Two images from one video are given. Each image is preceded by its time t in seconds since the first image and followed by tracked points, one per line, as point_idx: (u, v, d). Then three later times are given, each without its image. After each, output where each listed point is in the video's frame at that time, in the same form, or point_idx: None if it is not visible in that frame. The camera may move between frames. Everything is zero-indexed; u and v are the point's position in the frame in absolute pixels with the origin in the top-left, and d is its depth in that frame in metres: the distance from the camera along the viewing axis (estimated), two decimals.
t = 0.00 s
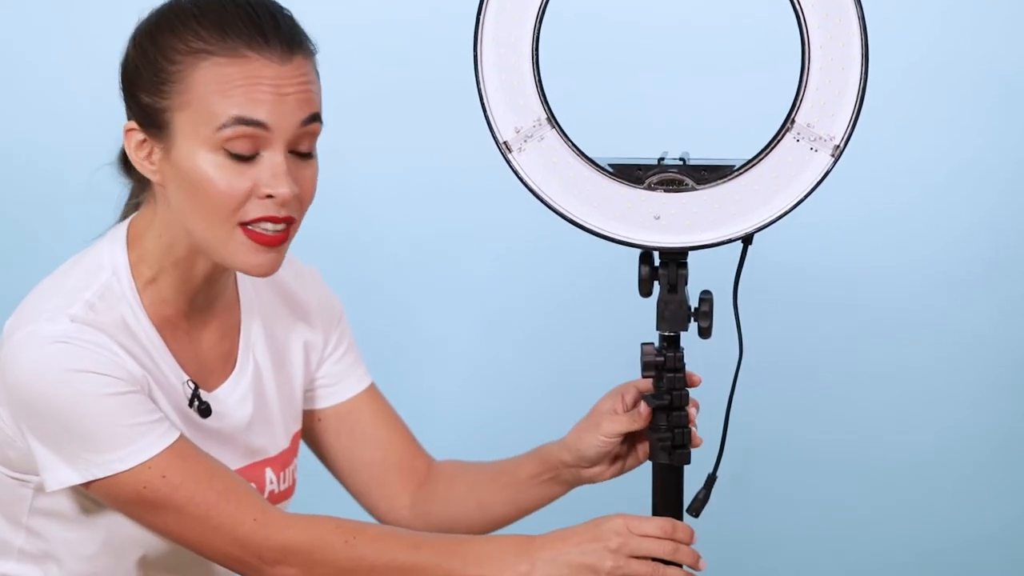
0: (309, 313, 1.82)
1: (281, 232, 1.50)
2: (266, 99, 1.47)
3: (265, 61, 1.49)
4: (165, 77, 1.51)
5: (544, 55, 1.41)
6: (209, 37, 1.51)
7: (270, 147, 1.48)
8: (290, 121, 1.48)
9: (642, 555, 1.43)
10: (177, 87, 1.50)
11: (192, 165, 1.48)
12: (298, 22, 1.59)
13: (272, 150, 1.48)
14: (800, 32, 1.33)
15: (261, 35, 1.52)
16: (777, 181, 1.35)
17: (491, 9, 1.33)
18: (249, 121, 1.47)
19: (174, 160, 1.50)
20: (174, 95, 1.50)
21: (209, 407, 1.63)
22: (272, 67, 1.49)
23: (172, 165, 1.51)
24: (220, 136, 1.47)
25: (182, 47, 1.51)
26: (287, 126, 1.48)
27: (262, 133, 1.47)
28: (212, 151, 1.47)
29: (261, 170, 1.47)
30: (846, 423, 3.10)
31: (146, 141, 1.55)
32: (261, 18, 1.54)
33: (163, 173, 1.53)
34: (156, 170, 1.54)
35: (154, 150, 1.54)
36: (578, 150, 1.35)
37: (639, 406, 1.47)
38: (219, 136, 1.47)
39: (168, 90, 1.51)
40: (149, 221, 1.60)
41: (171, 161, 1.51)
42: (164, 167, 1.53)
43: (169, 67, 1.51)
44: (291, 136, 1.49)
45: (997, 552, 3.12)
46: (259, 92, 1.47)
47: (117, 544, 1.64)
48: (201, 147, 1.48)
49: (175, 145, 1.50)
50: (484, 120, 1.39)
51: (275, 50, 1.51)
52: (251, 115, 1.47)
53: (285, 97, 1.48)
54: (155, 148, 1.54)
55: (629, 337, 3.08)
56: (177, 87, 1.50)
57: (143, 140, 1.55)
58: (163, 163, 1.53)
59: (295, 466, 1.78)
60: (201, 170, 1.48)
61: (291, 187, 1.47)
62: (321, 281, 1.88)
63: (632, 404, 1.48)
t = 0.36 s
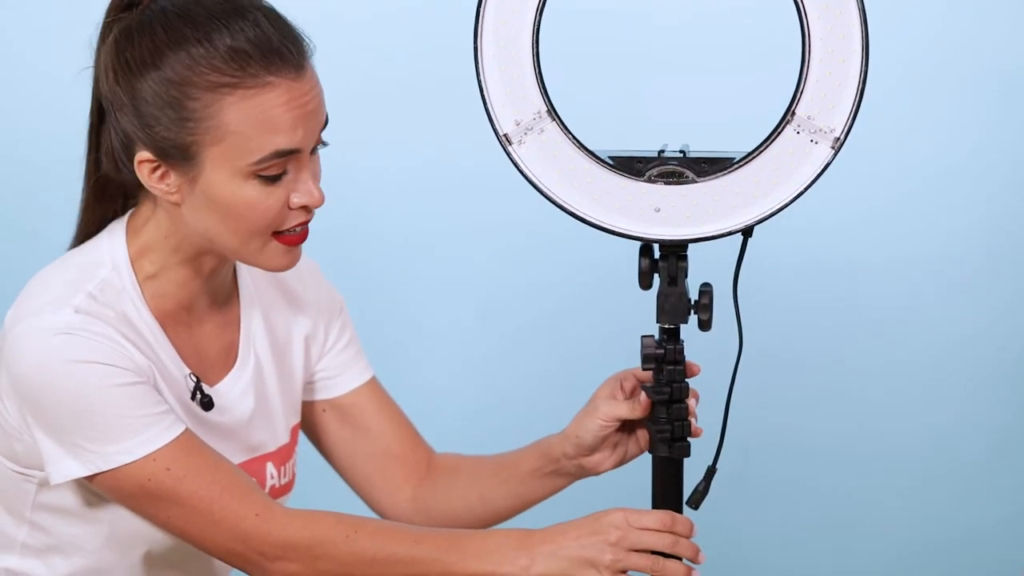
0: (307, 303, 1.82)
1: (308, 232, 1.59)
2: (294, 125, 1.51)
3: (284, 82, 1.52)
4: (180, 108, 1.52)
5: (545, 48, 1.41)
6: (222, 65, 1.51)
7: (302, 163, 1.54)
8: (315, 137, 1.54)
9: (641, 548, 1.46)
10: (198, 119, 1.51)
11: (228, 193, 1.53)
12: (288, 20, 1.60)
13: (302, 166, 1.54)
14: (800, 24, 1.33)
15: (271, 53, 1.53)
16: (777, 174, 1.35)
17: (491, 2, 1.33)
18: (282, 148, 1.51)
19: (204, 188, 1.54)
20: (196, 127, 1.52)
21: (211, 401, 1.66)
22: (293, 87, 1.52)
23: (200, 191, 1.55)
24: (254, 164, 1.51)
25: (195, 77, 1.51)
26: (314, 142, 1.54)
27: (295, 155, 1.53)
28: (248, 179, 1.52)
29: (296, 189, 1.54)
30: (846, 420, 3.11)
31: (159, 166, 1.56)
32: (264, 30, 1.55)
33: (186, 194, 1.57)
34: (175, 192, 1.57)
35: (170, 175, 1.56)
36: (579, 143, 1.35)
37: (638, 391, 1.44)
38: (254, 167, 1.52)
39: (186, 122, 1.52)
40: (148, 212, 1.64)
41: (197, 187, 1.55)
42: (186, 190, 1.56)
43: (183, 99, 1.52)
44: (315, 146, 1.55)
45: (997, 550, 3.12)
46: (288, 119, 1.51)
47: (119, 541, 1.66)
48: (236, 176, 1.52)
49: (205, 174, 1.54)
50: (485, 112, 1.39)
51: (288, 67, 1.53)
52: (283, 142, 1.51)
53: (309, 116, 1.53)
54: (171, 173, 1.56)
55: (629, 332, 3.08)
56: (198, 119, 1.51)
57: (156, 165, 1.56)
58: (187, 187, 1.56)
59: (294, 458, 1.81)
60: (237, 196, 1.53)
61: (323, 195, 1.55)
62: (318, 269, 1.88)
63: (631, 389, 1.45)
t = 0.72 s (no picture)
0: (307, 305, 1.95)
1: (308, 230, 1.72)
2: (284, 130, 1.64)
3: (269, 86, 1.64)
4: (172, 121, 1.65)
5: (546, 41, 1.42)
6: (208, 74, 1.64)
7: (295, 165, 1.67)
8: (306, 140, 1.66)
9: (641, 550, 1.47)
10: (190, 131, 1.65)
11: (225, 200, 1.66)
12: (271, 25, 1.72)
13: (295, 168, 1.67)
14: (802, 14, 1.34)
15: (255, 60, 1.65)
16: (780, 164, 1.35)
17: None
18: (273, 154, 1.64)
19: (202, 197, 1.67)
20: (189, 139, 1.65)
21: (213, 404, 1.77)
22: (280, 92, 1.65)
23: (198, 200, 1.68)
24: (248, 171, 1.64)
25: (184, 89, 1.64)
26: (305, 145, 1.66)
27: (288, 160, 1.65)
28: (243, 186, 1.65)
29: (291, 192, 1.67)
30: (833, 410, 3.25)
31: (155, 177, 1.69)
32: (246, 36, 1.68)
33: (183, 203, 1.70)
34: (172, 201, 1.70)
35: (166, 185, 1.69)
36: (580, 133, 1.36)
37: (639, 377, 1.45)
38: (248, 174, 1.64)
39: (178, 134, 1.65)
40: (147, 217, 1.77)
41: (195, 196, 1.68)
42: (184, 199, 1.69)
43: (174, 112, 1.65)
44: (307, 149, 1.67)
45: (977, 527, 3.29)
46: (277, 124, 1.63)
47: (117, 541, 1.78)
48: (231, 184, 1.65)
49: (202, 184, 1.67)
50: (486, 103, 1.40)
51: (272, 72, 1.65)
52: (274, 147, 1.64)
53: (299, 120, 1.65)
54: (167, 183, 1.69)
55: (629, 331, 3.18)
56: (190, 131, 1.65)
57: (152, 176, 1.70)
58: (184, 196, 1.69)
59: (297, 458, 1.94)
60: (235, 202, 1.66)
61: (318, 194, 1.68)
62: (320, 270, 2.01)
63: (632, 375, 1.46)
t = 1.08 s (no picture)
0: (304, 291, 1.98)
1: (297, 213, 1.76)
2: (264, 114, 1.67)
3: (244, 71, 1.67)
4: (152, 114, 1.68)
5: None
6: (183, 64, 1.67)
7: (278, 147, 1.70)
8: (287, 121, 1.70)
9: (643, 555, 1.49)
10: (170, 123, 1.68)
11: (212, 188, 1.70)
12: (240, 7, 1.74)
13: (278, 152, 1.70)
14: None
15: (228, 46, 1.68)
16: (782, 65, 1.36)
17: None
18: (255, 139, 1.67)
19: (188, 188, 1.71)
20: (171, 131, 1.68)
21: (214, 399, 1.79)
22: (256, 76, 1.67)
23: (184, 192, 1.71)
24: (232, 159, 1.68)
25: (161, 82, 1.67)
26: (286, 128, 1.70)
27: (271, 144, 1.69)
28: (228, 173, 1.69)
29: (277, 174, 1.71)
30: (830, 411, 3.24)
31: (139, 171, 1.73)
32: (218, 23, 1.70)
33: (170, 196, 1.73)
34: (159, 194, 1.74)
35: (151, 179, 1.73)
36: (582, 34, 1.36)
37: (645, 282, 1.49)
38: (233, 161, 1.68)
39: (159, 127, 1.68)
40: (135, 215, 1.80)
41: (181, 188, 1.72)
42: (169, 192, 1.73)
43: (153, 106, 1.68)
44: (288, 131, 1.70)
45: (974, 534, 3.26)
46: (256, 109, 1.66)
47: (125, 540, 1.81)
48: (216, 172, 1.69)
49: (188, 175, 1.70)
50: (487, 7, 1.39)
51: (246, 57, 1.68)
52: (255, 133, 1.67)
53: (278, 103, 1.68)
54: (152, 177, 1.73)
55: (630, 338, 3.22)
56: (171, 123, 1.68)
57: (136, 171, 1.73)
58: (171, 188, 1.72)
59: (299, 444, 1.96)
60: (221, 189, 1.69)
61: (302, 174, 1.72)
62: (311, 251, 2.04)
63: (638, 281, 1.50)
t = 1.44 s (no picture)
0: (300, 283, 1.93)
1: (281, 204, 1.70)
2: (244, 110, 1.61)
3: (220, 66, 1.61)
4: (131, 113, 1.63)
5: None
6: (160, 61, 1.62)
7: (258, 141, 1.64)
8: (268, 116, 1.64)
9: (644, 559, 1.47)
10: (150, 121, 1.63)
11: (195, 184, 1.64)
12: (219, 5, 1.68)
13: (259, 145, 1.64)
14: None
15: (205, 41, 1.62)
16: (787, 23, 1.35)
17: None
18: (235, 134, 1.61)
19: (170, 186, 1.66)
20: (152, 128, 1.63)
21: (218, 392, 1.74)
22: (234, 71, 1.62)
23: (167, 189, 1.66)
24: (212, 154, 1.62)
25: (138, 80, 1.62)
26: (267, 123, 1.63)
27: (252, 139, 1.63)
28: (210, 169, 1.63)
29: (260, 168, 1.65)
30: (830, 411, 3.22)
31: (122, 170, 1.68)
32: (193, 18, 1.64)
33: (154, 193, 1.68)
34: (143, 191, 1.69)
35: (134, 177, 1.68)
36: None
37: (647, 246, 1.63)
38: (215, 157, 1.62)
39: (139, 125, 1.64)
40: (124, 214, 1.75)
41: (163, 185, 1.66)
42: (153, 190, 1.68)
43: (132, 104, 1.63)
44: (270, 124, 1.64)
45: (982, 541, 3.19)
46: (236, 104, 1.61)
47: (134, 536, 1.73)
48: (198, 168, 1.63)
49: (169, 171, 1.65)
50: None
51: (223, 50, 1.62)
52: (234, 128, 1.61)
53: (258, 98, 1.62)
54: (135, 175, 1.68)
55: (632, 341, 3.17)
56: (151, 121, 1.63)
57: (119, 170, 1.68)
58: (154, 185, 1.67)
59: (301, 438, 1.90)
60: (203, 186, 1.64)
61: (285, 167, 1.66)
62: (300, 239, 1.98)
63: (641, 245, 1.64)
